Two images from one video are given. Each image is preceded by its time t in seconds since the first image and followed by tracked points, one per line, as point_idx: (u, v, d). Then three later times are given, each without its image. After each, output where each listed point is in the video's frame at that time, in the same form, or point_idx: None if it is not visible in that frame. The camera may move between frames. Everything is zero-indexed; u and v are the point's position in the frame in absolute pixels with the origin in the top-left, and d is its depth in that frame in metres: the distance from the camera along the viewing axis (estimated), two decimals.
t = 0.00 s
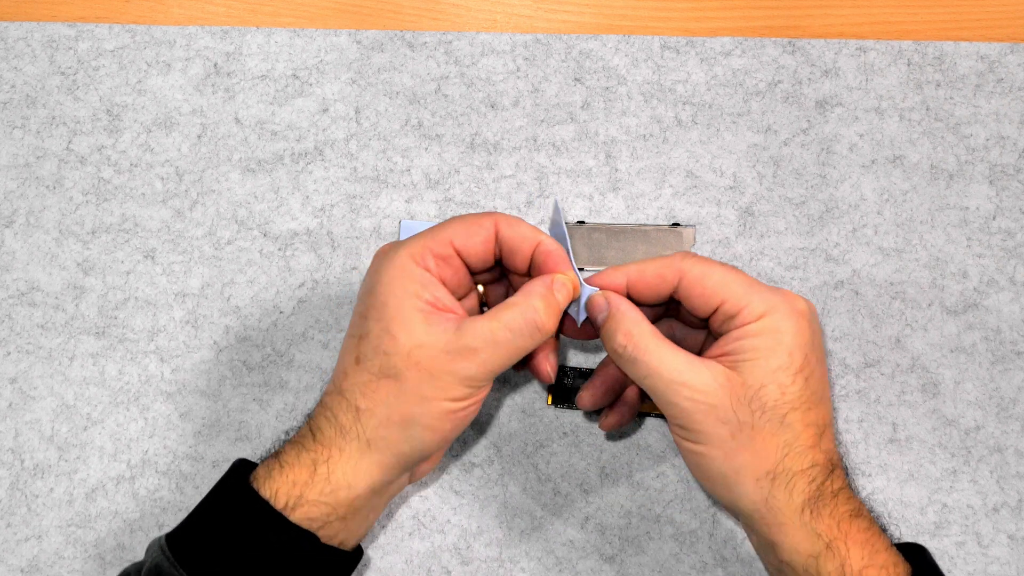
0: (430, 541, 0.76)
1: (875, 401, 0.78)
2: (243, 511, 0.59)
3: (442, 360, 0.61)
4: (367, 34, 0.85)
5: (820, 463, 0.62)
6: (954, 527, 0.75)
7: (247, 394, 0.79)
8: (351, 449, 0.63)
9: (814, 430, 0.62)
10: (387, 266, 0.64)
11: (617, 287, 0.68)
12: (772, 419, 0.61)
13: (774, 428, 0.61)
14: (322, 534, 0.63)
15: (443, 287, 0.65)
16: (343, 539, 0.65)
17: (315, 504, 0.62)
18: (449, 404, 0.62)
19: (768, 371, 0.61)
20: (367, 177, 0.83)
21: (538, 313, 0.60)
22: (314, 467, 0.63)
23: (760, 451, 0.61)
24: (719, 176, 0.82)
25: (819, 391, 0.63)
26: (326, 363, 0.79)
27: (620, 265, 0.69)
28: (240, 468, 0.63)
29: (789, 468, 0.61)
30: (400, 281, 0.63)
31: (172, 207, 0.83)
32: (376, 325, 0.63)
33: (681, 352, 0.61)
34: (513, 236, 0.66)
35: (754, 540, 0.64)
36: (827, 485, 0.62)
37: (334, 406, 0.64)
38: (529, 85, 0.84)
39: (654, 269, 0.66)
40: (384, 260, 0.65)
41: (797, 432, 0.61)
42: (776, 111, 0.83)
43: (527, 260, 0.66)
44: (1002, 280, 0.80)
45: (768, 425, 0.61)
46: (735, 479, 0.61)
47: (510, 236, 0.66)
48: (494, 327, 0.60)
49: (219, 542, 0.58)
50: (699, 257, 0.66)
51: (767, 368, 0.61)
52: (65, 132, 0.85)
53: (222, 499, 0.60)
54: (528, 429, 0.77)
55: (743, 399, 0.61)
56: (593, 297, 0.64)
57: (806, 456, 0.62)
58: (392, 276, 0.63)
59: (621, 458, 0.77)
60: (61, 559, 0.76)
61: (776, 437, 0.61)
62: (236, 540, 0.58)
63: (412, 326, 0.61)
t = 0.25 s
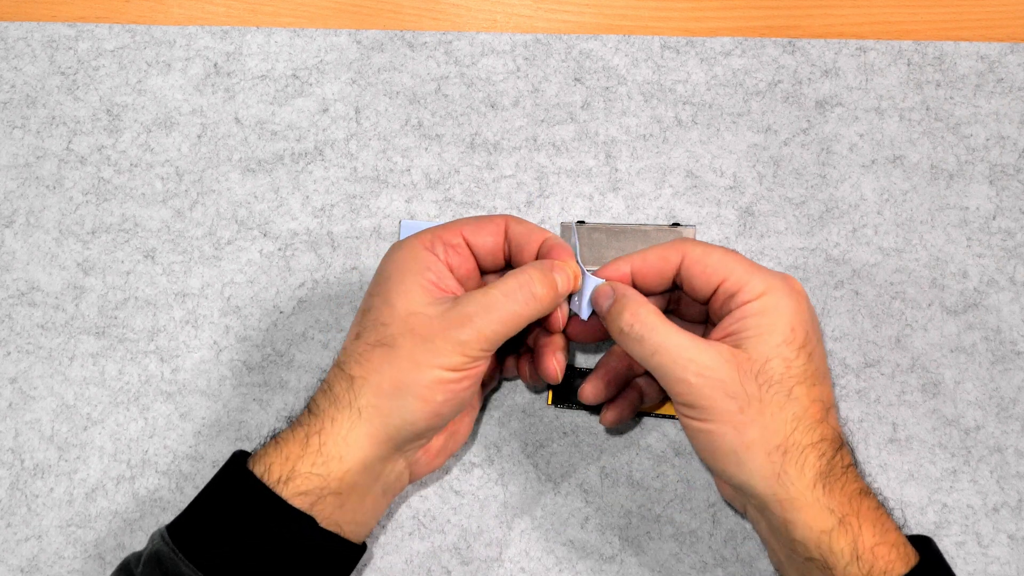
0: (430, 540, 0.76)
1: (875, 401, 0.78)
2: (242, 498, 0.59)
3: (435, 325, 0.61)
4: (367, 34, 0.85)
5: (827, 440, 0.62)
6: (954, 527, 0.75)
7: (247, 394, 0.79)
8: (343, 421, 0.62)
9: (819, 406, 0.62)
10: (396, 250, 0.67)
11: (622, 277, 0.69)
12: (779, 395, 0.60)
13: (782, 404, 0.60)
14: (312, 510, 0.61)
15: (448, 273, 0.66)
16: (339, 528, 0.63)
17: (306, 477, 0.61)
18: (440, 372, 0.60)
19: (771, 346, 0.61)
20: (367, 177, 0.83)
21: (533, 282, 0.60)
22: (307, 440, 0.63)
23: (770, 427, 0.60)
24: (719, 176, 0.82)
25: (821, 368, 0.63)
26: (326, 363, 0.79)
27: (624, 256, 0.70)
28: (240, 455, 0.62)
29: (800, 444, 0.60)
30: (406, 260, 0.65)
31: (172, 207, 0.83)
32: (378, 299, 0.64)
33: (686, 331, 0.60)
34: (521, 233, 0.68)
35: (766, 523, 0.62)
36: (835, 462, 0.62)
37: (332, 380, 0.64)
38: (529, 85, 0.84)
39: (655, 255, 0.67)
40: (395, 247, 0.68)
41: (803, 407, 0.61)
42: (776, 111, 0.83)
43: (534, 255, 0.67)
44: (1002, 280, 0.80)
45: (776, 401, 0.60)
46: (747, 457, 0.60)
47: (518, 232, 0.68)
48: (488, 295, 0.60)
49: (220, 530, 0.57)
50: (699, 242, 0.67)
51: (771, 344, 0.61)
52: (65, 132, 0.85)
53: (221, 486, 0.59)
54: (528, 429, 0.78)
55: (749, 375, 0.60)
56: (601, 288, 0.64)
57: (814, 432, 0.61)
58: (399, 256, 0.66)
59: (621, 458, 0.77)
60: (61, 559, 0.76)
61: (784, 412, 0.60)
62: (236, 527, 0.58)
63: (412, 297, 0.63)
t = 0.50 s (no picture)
0: (430, 540, 0.76)
1: (875, 401, 0.78)
2: (242, 492, 0.59)
3: (430, 315, 0.61)
4: (367, 34, 0.85)
5: (829, 432, 0.62)
6: (954, 527, 0.75)
7: (247, 394, 0.79)
8: (340, 411, 0.62)
9: (821, 399, 0.62)
10: (401, 246, 0.68)
11: (624, 272, 0.70)
12: (782, 387, 0.60)
13: (784, 396, 0.60)
14: (309, 501, 0.61)
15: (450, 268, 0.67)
16: (338, 522, 0.63)
17: (304, 467, 0.62)
18: (435, 361, 0.60)
19: (773, 339, 0.61)
20: (367, 177, 0.83)
21: (529, 272, 0.60)
22: (305, 431, 0.63)
23: (773, 419, 0.60)
24: (719, 176, 0.82)
25: (821, 361, 0.63)
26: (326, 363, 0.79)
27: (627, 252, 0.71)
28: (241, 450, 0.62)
29: (803, 436, 0.60)
30: (408, 255, 0.66)
31: (172, 207, 0.83)
32: (379, 292, 0.65)
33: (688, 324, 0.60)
34: (526, 232, 0.68)
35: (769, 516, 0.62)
36: (837, 454, 0.62)
37: (332, 371, 0.64)
38: (529, 85, 0.84)
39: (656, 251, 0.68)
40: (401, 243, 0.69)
41: (806, 399, 0.61)
42: (776, 111, 0.83)
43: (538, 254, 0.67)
44: (1002, 280, 0.80)
45: (778, 393, 0.60)
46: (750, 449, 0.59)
47: (522, 230, 0.68)
48: (484, 284, 0.60)
49: (219, 525, 0.57)
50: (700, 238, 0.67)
51: (773, 336, 0.61)
52: (65, 132, 0.85)
53: (221, 481, 0.59)
54: (528, 429, 0.78)
55: (752, 367, 0.60)
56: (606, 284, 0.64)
57: (816, 424, 0.61)
58: (402, 251, 0.67)
59: (621, 458, 0.77)
60: (61, 559, 0.76)
61: (787, 404, 0.60)
62: (236, 521, 0.57)
63: (410, 289, 0.63)
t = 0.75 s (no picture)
0: (430, 540, 0.76)
1: (875, 401, 0.78)
2: (241, 488, 0.59)
3: (428, 311, 0.61)
4: (367, 34, 0.85)
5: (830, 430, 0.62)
6: (954, 527, 0.75)
7: (247, 394, 0.79)
8: (337, 406, 0.62)
9: (822, 396, 0.62)
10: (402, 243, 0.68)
11: (623, 270, 0.70)
12: (782, 385, 0.60)
13: (784, 394, 0.60)
14: (307, 496, 0.61)
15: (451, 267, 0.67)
16: (335, 518, 0.63)
17: (301, 462, 0.62)
18: (431, 358, 0.60)
19: (773, 336, 0.61)
20: (367, 177, 0.83)
21: (527, 270, 0.59)
22: (303, 426, 0.63)
23: (773, 417, 0.60)
24: (719, 176, 0.82)
25: (822, 359, 0.63)
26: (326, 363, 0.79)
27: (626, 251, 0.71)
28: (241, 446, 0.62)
29: (803, 433, 0.60)
30: (408, 252, 0.66)
31: (172, 207, 0.83)
32: (379, 288, 0.65)
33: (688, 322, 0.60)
34: (527, 232, 0.68)
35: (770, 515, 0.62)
36: (838, 452, 0.62)
37: (330, 367, 0.65)
38: (529, 85, 0.84)
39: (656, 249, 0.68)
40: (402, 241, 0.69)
41: (806, 397, 0.61)
42: (776, 111, 0.83)
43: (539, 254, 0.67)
44: (1002, 280, 0.80)
45: (779, 390, 0.60)
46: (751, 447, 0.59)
47: (524, 230, 0.68)
48: (482, 281, 0.60)
49: (218, 520, 0.57)
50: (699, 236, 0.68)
51: (773, 333, 0.61)
52: (65, 132, 0.85)
53: (221, 477, 0.59)
54: (528, 429, 0.78)
55: (752, 365, 0.60)
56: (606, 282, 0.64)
57: (817, 422, 0.61)
58: (403, 248, 0.67)
59: (621, 458, 0.77)
60: (61, 559, 0.76)
61: (788, 402, 0.60)
62: (235, 516, 0.57)
63: (409, 285, 0.63)
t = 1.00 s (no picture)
0: (430, 540, 0.76)
1: (875, 401, 0.78)
2: (241, 486, 0.59)
3: (423, 313, 0.61)
4: (367, 34, 0.85)
5: (830, 437, 0.62)
6: (954, 527, 0.75)
7: (247, 394, 0.79)
8: (335, 407, 0.62)
9: (822, 403, 0.62)
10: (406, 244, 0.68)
11: (624, 273, 0.70)
12: (783, 392, 0.60)
13: (785, 401, 0.60)
14: (305, 496, 0.62)
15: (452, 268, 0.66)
16: (334, 517, 0.63)
17: (299, 461, 0.62)
18: (425, 361, 0.60)
19: (774, 342, 0.61)
20: (367, 177, 0.83)
21: (522, 273, 0.59)
22: (301, 426, 0.63)
23: (774, 424, 0.60)
24: (719, 176, 0.82)
25: (823, 365, 0.63)
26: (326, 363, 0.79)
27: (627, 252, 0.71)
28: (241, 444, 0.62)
29: (803, 441, 0.60)
30: (409, 253, 0.66)
31: (172, 207, 0.83)
32: (379, 289, 0.65)
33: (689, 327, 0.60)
34: (531, 231, 0.67)
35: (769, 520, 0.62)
36: (838, 459, 0.62)
37: (330, 368, 0.65)
38: (528, 85, 0.84)
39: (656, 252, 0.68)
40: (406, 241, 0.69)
41: (806, 404, 0.61)
42: (776, 111, 0.83)
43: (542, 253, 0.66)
44: (1002, 280, 0.80)
45: (779, 397, 0.60)
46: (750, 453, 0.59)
47: (527, 230, 0.67)
48: (477, 284, 0.60)
49: (219, 517, 0.57)
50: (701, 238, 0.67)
51: (773, 339, 0.61)
52: (65, 132, 0.85)
53: (221, 475, 0.59)
54: (528, 429, 0.78)
55: (753, 371, 0.60)
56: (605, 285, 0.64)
57: (817, 429, 0.61)
58: (405, 249, 0.67)
59: (621, 458, 0.77)
60: (61, 559, 0.76)
61: (788, 409, 0.60)
62: (235, 514, 0.58)
63: (407, 287, 0.63)
